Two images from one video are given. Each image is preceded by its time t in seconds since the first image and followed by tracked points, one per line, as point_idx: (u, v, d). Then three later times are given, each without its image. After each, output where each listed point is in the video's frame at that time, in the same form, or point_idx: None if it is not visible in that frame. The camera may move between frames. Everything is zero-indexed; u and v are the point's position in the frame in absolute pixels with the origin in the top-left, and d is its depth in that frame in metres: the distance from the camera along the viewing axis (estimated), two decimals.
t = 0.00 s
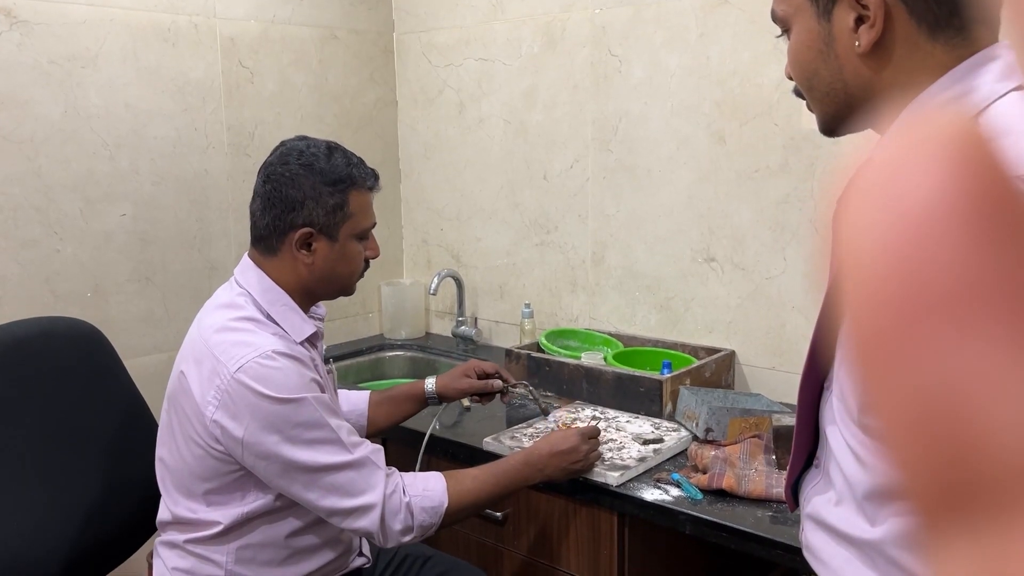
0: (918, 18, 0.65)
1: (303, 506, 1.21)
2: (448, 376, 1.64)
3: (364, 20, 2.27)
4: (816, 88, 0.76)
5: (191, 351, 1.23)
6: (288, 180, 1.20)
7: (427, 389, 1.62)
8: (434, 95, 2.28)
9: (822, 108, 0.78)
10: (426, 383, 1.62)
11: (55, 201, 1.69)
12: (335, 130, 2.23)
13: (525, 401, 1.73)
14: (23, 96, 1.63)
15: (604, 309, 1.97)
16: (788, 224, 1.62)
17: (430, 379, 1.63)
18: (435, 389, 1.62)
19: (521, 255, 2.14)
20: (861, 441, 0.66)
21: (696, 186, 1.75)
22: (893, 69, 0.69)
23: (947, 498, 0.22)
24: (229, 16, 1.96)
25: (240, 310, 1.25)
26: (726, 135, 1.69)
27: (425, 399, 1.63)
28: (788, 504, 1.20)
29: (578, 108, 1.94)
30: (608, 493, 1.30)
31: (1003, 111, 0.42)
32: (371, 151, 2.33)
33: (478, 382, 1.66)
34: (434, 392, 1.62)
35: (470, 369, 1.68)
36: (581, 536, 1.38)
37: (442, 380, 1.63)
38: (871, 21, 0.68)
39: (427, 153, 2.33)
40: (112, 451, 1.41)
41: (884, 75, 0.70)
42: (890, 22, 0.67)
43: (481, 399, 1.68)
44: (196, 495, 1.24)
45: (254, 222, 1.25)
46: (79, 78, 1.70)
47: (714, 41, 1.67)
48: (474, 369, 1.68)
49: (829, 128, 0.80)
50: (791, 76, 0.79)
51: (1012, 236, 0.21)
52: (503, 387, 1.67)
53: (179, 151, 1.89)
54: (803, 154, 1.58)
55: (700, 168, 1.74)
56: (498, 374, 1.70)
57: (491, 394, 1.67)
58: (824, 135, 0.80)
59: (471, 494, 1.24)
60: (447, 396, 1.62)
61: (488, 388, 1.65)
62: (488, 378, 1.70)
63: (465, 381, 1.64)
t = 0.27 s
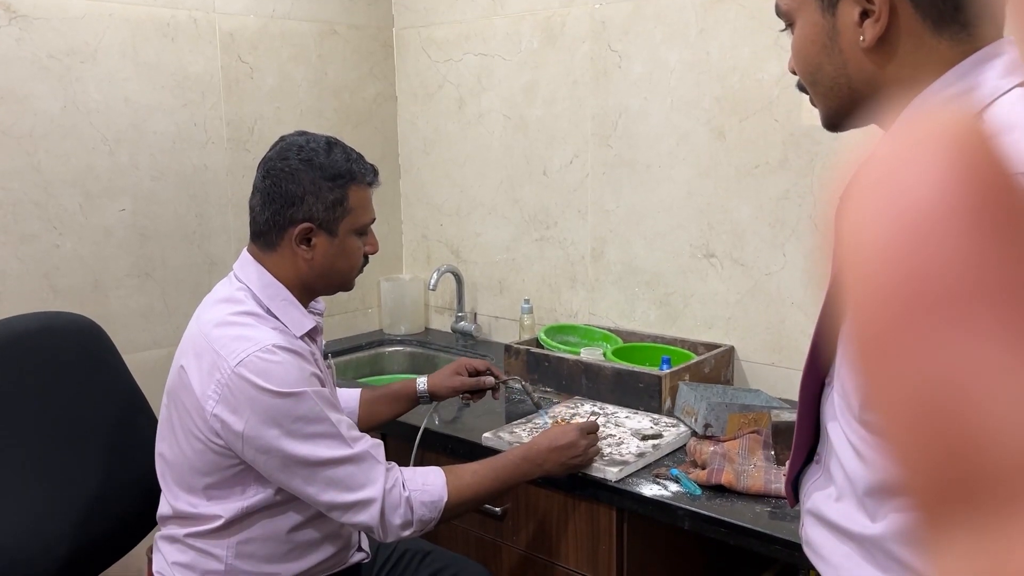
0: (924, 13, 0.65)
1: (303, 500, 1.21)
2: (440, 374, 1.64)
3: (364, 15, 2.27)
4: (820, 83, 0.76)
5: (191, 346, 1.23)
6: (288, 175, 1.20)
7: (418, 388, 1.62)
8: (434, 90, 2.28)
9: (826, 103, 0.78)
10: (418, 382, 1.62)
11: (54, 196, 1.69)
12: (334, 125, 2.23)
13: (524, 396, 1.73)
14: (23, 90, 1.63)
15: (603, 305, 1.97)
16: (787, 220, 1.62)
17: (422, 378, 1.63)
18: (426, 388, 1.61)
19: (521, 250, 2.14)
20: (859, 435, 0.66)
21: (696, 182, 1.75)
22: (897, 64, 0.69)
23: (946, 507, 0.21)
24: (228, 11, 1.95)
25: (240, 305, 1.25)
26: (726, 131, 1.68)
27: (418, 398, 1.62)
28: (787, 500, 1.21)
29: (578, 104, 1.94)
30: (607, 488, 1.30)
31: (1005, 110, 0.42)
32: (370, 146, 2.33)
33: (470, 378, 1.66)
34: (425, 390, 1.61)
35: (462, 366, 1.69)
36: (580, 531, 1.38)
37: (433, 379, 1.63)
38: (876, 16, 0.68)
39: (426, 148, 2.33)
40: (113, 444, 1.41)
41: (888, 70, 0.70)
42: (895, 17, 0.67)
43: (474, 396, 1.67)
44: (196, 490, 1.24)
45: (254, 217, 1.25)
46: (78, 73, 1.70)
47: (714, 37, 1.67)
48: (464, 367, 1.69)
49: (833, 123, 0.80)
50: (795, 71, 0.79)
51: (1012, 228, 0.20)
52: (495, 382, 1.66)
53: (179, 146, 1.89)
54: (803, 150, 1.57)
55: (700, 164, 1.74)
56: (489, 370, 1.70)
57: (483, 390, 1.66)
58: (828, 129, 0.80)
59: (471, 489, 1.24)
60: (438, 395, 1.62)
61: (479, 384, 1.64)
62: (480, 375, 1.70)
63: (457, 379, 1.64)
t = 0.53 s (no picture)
0: (932, 4, 0.65)
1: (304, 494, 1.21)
2: (441, 369, 1.66)
3: (365, 10, 2.26)
4: (826, 75, 0.76)
5: (192, 339, 1.23)
6: (289, 168, 1.20)
7: (421, 382, 1.62)
8: (435, 85, 2.27)
9: (831, 96, 0.77)
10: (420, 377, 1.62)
11: (55, 190, 1.69)
12: (335, 119, 2.22)
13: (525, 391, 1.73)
14: (23, 84, 1.62)
15: (604, 300, 1.97)
16: (789, 215, 1.61)
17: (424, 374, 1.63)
18: (429, 382, 1.62)
19: (521, 245, 2.14)
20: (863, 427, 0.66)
21: (698, 177, 1.75)
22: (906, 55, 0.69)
23: (947, 496, 0.22)
24: (229, 5, 1.95)
25: (241, 298, 1.25)
26: (727, 125, 1.68)
27: (419, 393, 1.63)
28: (788, 494, 1.21)
29: (579, 99, 1.93)
30: (607, 483, 1.30)
31: (1004, 108, 0.42)
32: (371, 141, 2.32)
33: (472, 374, 1.68)
34: (427, 386, 1.62)
35: (463, 362, 1.71)
36: (581, 525, 1.38)
37: (435, 375, 1.64)
38: (883, 8, 0.68)
39: (427, 143, 2.33)
40: (113, 440, 1.41)
41: (895, 62, 0.70)
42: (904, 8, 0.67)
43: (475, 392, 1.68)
44: (197, 482, 1.24)
45: (255, 211, 1.25)
46: (79, 67, 1.70)
47: (716, 31, 1.67)
48: (466, 362, 1.71)
49: (837, 117, 0.80)
50: (800, 64, 0.78)
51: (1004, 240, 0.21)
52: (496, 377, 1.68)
53: (179, 140, 1.89)
54: (805, 145, 1.57)
55: (701, 159, 1.74)
56: (490, 366, 1.73)
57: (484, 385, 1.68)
58: (832, 123, 0.80)
59: (471, 484, 1.24)
60: (440, 391, 1.63)
61: (481, 379, 1.67)
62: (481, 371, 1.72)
63: (458, 374, 1.66)
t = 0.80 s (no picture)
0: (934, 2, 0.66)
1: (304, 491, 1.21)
2: (445, 361, 1.65)
3: (366, 8, 2.26)
4: (826, 74, 0.75)
5: (192, 336, 1.23)
6: (290, 166, 1.20)
7: (424, 376, 1.62)
8: (435, 83, 2.27)
9: (831, 94, 0.77)
10: (424, 371, 1.62)
11: (55, 187, 1.69)
12: (335, 117, 2.22)
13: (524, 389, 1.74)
14: (23, 81, 1.62)
15: (603, 298, 1.97)
16: (789, 214, 1.61)
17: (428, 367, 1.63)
18: (433, 375, 1.62)
19: (521, 244, 2.14)
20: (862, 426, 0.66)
21: (698, 175, 1.75)
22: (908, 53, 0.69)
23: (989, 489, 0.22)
24: (229, 2, 1.95)
25: (242, 295, 1.25)
26: (727, 124, 1.68)
27: (424, 387, 1.62)
28: (787, 493, 1.21)
29: (579, 97, 1.93)
30: (606, 481, 1.30)
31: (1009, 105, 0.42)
32: (371, 139, 2.32)
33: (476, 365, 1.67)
34: (431, 379, 1.62)
35: (467, 354, 1.70)
36: (580, 523, 1.38)
37: (439, 367, 1.64)
38: (883, 7, 0.68)
39: (427, 141, 2.33)
40: (113, 437, 1.41)
41: (896, 60, 0.70)
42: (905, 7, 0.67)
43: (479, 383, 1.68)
44: (197, 480, 1.24)
45: (255, 208, 1.25)
46: (78, 64, 1.70)
47: (716, 30, 1.66)
48: (470, 354, 1.70)
49: (837, 115, 0.79)
50: (800, 62, 0.78)
51: None
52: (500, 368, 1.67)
53: (179, 137, 1.89)
54: (805, 144, 1.57)
55: (701, 157, 1.73)
56: (494, 357, 1.71)
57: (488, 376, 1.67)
58: (832, 121, 0.80)
59: (471, 481, 1.24)
60: (445, 382, 1.63)
61: (485, 370, 1.65)
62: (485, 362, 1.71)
63: (463, 366, 1.65)
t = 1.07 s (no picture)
0: None
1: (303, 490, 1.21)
2: (439, 359, 1.65)
3: (367, 6, 2.26)
4: (828, 71, 0.75)
5: (191, 335, 1.23)
6: (290, 164, 1.20)
7: (417, 373, 1.62)
8: (436, 81, 2.27)
9: (832, 91, 0.77)
10: (418, 368, 1.62)
11: (55, 185, 1.69)
12: (336, 115, 2.22)
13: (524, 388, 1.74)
14: (23, 79, 1.62)
15: (604, 297, 1.97)
16: (790, 213, 1.61)
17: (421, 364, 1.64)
18: (427, 373, 1.62)
19: (522, 242, 2.14)
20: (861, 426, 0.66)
21: (699, 174, 1.74)
22: (910, 51, 0.69)
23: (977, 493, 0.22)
24: None
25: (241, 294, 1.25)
26: (728, 123, 1.68)
27: (417, 384, 1.63)
28: (787, 493, 1.21)
29: (580, 95, 1.93)
30: (606, 480, 1.30)
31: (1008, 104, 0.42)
32: (372, 137, 2.32)
33: (469, 363, 1.67)
34: (425, 376, 1.62)
35: (462, 351, 1.70)
36: (579, 522, 1.38)
37: (433, 364, 1.64)
38: (885, 4, 0.67)
39: (428, 139, 2.33)
40: (112, 435, 1.41)
41: (898, 58, 0.70)
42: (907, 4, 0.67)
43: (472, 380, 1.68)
44: (196, 478, 1.24)
45: (255, 206, 1.24)
46: (79, 61, 1.70)
47: (717, 28, 1.66)
48: (465, 352, 1.70)
49: (838, 113, 0.79)
50: (802, 60, 0.78)
51: None
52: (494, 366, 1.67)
53: (180, 135, 1.89)
54: (806, 143, 1.57)
55: (702, 156, 1.73)
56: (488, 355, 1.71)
57: (482, 374, 1.67)
58: (833, 119, 0.80)
59: (470, 480, 1.24)
60: (438, 380, 1.63)
61: (478, 368, 1.66)
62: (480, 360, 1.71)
63: (456, 363, 1.65)
